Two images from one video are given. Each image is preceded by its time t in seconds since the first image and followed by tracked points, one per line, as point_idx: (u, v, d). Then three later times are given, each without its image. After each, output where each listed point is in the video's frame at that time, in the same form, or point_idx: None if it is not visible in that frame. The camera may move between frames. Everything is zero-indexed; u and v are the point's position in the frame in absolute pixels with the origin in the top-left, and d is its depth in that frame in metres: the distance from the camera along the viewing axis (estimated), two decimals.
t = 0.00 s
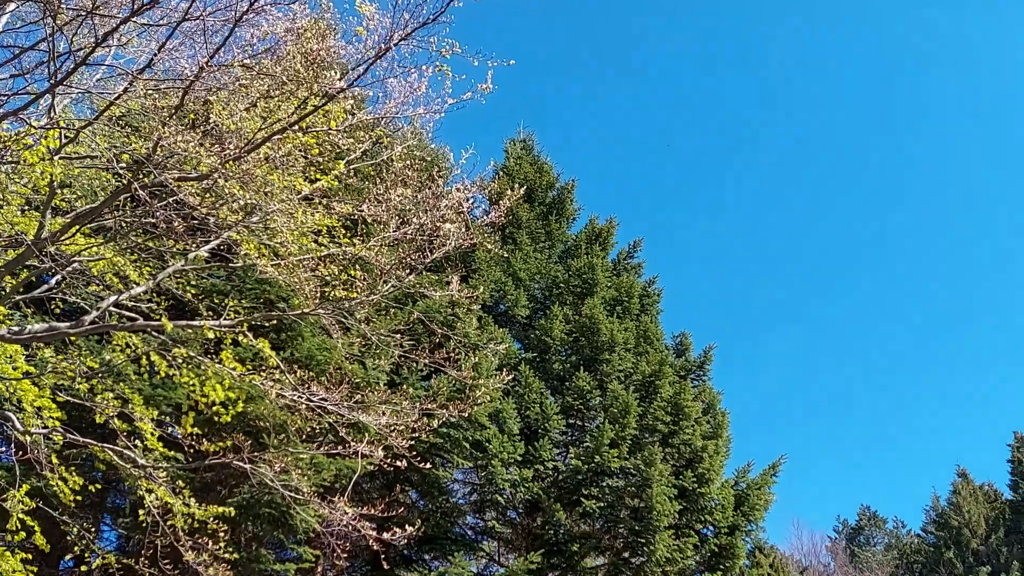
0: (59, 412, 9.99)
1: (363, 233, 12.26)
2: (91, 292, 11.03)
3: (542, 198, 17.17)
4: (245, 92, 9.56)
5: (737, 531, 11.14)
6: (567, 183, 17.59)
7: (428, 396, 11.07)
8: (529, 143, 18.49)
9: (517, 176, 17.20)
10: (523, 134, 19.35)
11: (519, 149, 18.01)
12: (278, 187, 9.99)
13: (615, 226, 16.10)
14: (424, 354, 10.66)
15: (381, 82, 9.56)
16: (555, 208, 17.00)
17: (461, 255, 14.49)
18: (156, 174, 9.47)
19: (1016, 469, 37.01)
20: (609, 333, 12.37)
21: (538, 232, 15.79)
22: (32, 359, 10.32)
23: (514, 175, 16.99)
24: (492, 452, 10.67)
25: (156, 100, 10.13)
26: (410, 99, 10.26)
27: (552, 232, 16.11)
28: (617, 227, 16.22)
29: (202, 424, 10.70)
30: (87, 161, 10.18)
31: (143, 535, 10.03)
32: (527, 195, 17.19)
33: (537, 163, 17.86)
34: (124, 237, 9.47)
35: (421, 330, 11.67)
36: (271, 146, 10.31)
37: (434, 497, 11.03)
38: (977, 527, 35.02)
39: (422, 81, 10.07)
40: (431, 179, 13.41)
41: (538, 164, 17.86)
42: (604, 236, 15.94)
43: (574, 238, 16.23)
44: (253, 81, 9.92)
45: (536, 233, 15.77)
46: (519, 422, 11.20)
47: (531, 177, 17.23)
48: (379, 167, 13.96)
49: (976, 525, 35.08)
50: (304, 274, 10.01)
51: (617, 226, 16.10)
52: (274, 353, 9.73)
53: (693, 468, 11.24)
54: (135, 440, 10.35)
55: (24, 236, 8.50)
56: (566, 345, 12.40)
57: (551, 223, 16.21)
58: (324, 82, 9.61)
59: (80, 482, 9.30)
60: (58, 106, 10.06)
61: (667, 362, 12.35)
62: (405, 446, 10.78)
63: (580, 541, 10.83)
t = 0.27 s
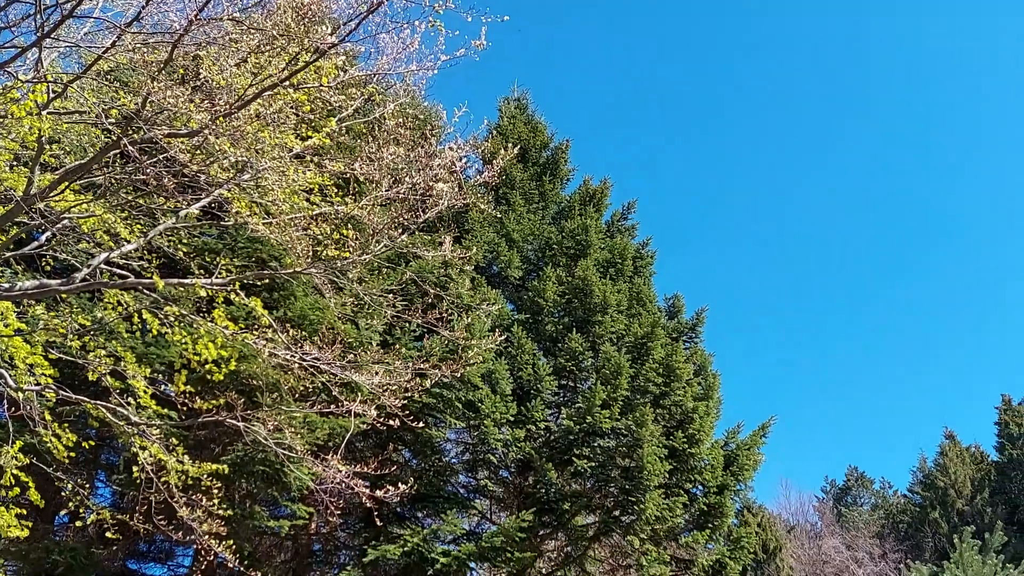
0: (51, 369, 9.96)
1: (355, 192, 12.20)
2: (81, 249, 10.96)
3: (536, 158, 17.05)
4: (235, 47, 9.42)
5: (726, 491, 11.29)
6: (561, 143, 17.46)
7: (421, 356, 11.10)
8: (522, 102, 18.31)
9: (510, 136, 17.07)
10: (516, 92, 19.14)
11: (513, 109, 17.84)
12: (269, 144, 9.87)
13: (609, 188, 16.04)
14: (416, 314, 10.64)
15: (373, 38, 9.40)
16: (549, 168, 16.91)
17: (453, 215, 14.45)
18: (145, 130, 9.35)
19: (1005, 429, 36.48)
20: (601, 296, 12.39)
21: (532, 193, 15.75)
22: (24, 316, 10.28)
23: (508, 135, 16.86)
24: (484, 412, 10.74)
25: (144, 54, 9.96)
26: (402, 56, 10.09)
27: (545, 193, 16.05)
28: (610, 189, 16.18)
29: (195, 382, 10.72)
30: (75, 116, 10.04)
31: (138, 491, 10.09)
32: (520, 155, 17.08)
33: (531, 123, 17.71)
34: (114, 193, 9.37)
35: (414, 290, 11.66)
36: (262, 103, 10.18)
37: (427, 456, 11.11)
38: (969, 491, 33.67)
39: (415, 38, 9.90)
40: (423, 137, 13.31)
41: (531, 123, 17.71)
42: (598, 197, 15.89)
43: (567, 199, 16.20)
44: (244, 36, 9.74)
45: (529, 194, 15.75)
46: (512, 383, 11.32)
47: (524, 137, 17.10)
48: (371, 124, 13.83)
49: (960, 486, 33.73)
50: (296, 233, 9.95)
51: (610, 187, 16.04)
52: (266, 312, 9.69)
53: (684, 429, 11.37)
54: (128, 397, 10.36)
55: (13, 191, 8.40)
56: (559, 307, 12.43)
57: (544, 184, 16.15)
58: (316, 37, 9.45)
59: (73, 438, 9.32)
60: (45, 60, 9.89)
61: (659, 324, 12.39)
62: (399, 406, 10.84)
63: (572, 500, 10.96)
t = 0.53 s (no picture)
0: (45, 336, 9.92)
1: (349, 161, 12.16)
2: (74, 217, 10.89)
3: (532, 127, 16.95)
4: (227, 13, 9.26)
5: (717, 461, 11.38)
6: (556, 112, 17.34)
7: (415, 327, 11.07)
8: (518, 70, 18.15)
9: (506, 105, 16.93)
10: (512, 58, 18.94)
11: (508, 77, 17.68)
12: (263, 112, 9.75)
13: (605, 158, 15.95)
14: (411, 284, 10.62)
15: (367, 4, 9.28)
16: (544, 137, 16.82)
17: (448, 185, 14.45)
18: (137, 96, 9.22)
19: (995, 398, 35.69)
20: (596, 267, 12.38)
21: (527, 163, 15.74)
22: (16, 283, 10.23)
23: (503, 103, 16.74)
24: (478, 382, 10.77)
25: (135, 19, 9.78)
26: (397, 23, 9.94)
27: (540, 163, 16.01)
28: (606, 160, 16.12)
29: (189, 351, 10.71)
30: (66, 81, 9.90)
31: (132, 459, 10.10)
32: (515, 125, 16.98)
33: (527, 92, 17.56)
34: (106, 160, 9.27)
35: (408, 261, 11.63)
36: (255, 69, 10.05)
37: (421, 426, 11.15)
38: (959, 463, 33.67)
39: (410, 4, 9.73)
40: (418, 104, 13.20)
41: (527, 92, 17.57)
42: (594, 167, 15.91)
43: (562, 168, 16.21)
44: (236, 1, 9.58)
45: (524, 163, 15.76)
46: (506, 353, 11.32)
47: (520, 106, 16.98)
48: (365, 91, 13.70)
49: (951, 457, 33.95)
50: (289, 202, 9.88)
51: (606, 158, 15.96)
52: (260, 281, 9.62)
53: (677, 401, 11.44)
54: (122, 365, 10.35)
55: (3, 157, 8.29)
56: (554, 279, 12.43)
57: (540, 153, 16.09)
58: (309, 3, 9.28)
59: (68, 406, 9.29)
60: (34, 23, 9.71)
61: (653, 296, 12.41)
62: (393, 376, 10.83)
63: (565, 470, 11.02)
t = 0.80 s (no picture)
0: (41, 309, 9.88)
1: (345, 134, 12.14)
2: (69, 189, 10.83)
3: (530, 101, 16.87)
4: None
5: (712, 437, 11.46)
6: (555, 86, 17.22)
7: (411, 301, 11.05)
8: (516, 43, 18.00)
9: (504, 78, 16.82)
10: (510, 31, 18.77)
11: (506, 51, 17.53)
12: (258, 83, 9.63)
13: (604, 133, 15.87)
14: (407, 259, 10.59)
15: None
16: (542, 112, 16.74)
17: (446, 159, 14.48)
18: (131, 67, 9.09)
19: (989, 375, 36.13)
20: (593, 243, 12.30)
21: (525, 137, 15.71)
22: (12, 254, 10.18)
23: (501, 77, 16.63)
24: (474, 357, 10.78)
25: None
26: None
27: (538, 138, 15.97)
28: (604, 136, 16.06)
29: (185, 324, 10.70)
30: (59, 51, 9.76)
31: (129, 431, 10.11)
32: (513, 98, 16.89)
33: (525, 66, 17.43)
34: (100, 132, 9.17)
35: (405, 235, 11.61)
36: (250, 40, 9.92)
37: (418, 401, 11.19)
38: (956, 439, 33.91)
39: None
40: (415, 77, 13.10)
41: (526, 66, 17.43)
42: (592, 142, 15.89)
43: (561, 143, 16.20)
44: None
45: (522, 138, 15.76)
46: (503, 329, 11.32)
47: (518, 80, 16.86)
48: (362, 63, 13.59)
49: (946, 434, 34.20)
50: (285, 175, 9.81)
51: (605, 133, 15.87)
52: (256, 254, 9.57)
53: (673, 377, 11.47)
54: (118, 338, 10.34)
55: None
56: (551, 254, 12.43)
57: (538, 128, 16.04)
58: None
59: (64, 379, 9.28)
60: None
61: (651, 273, 12.45)
62: (390, 350, 10.83)
63: (561, 445, 11.04)
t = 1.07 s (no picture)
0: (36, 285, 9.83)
1: (341, 111, 12.07)
2: (64, 164, 10.78)
3: (528, 79, 16.77)
4: None
5: (708, 416, 11.50)
6: (553, 64, 17.11)
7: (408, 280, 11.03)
8: (515, 20, 17.85)
9: (503, 56, 16.70)
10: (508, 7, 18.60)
11: (505, 28, 17.38)
12: (254, 59, 9.52)
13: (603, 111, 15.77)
14: (403, 236, 10.55)
15: None
16: (541, 90, 16.65)
17: (444, 136, 14.45)
18: (125, 41, 8.98)
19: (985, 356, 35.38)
20: (591, 222, 12.25)
21: (522, 116, 15.66)
22: (6, 230, 10.13)
23: (499, 54, 16.52)
24: (471, 336, 10.79)
25: None
26: None
27: (536, 116, 15.92)
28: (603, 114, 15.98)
29: (182, 301, 10.69)
30: (52, 25, 9.64)
31: (126, 407, 10.11)
32: (512, 76, 16.79)
33: (523, 43, 17.29)
34: (95, 107, 9.08)
35: (402, 213, 11.57)
36: (245, 15, 9.79)
37: (414, 379, 11.21)
38: (949, 421, 34.94)
39: None
40: (412, 53, 13.00)
41: (524, 43, 17.29)
42: (590, 120, 15.82)
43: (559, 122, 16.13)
44: None
45: (520, 116, 15.74)
46: (500, 308, 11.32)
47: (517, 57, 16.75)
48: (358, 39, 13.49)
49: (939, 415, 35.11)
50: (280, 152, 9.74)
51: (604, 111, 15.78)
52: (252, 232, 9.52)
53: (670, 356, 11.49)
54: (114, 315, 10.32)
55: None
56: (548, 234, 12.40)
57: (536, 106, 15.98)
58: None
59: (60, 356, 9.26)
60: None
61: (648, 252, 12.45)
62: (386, 329, 10.82)
63: (557, 424, 11.11)
